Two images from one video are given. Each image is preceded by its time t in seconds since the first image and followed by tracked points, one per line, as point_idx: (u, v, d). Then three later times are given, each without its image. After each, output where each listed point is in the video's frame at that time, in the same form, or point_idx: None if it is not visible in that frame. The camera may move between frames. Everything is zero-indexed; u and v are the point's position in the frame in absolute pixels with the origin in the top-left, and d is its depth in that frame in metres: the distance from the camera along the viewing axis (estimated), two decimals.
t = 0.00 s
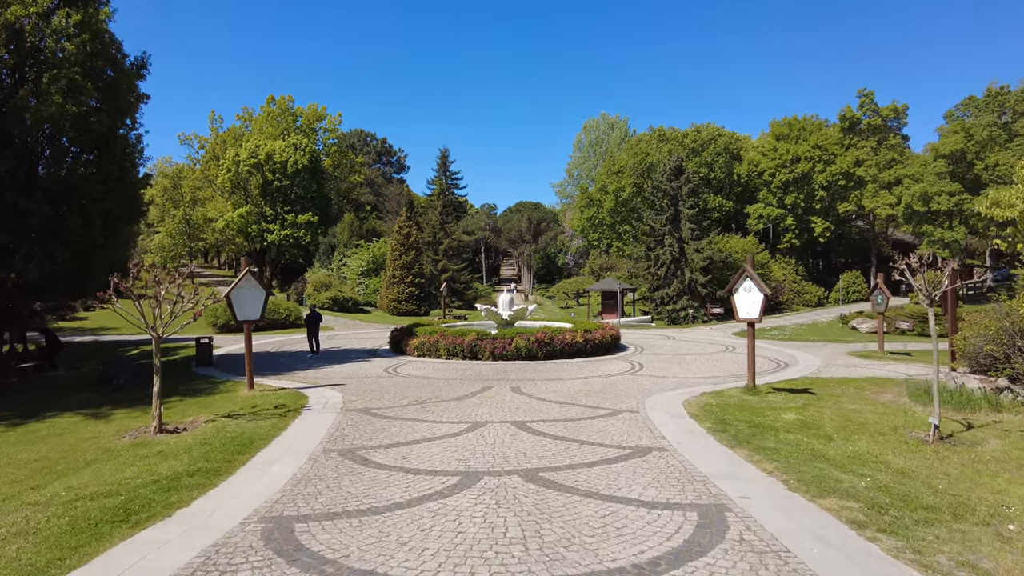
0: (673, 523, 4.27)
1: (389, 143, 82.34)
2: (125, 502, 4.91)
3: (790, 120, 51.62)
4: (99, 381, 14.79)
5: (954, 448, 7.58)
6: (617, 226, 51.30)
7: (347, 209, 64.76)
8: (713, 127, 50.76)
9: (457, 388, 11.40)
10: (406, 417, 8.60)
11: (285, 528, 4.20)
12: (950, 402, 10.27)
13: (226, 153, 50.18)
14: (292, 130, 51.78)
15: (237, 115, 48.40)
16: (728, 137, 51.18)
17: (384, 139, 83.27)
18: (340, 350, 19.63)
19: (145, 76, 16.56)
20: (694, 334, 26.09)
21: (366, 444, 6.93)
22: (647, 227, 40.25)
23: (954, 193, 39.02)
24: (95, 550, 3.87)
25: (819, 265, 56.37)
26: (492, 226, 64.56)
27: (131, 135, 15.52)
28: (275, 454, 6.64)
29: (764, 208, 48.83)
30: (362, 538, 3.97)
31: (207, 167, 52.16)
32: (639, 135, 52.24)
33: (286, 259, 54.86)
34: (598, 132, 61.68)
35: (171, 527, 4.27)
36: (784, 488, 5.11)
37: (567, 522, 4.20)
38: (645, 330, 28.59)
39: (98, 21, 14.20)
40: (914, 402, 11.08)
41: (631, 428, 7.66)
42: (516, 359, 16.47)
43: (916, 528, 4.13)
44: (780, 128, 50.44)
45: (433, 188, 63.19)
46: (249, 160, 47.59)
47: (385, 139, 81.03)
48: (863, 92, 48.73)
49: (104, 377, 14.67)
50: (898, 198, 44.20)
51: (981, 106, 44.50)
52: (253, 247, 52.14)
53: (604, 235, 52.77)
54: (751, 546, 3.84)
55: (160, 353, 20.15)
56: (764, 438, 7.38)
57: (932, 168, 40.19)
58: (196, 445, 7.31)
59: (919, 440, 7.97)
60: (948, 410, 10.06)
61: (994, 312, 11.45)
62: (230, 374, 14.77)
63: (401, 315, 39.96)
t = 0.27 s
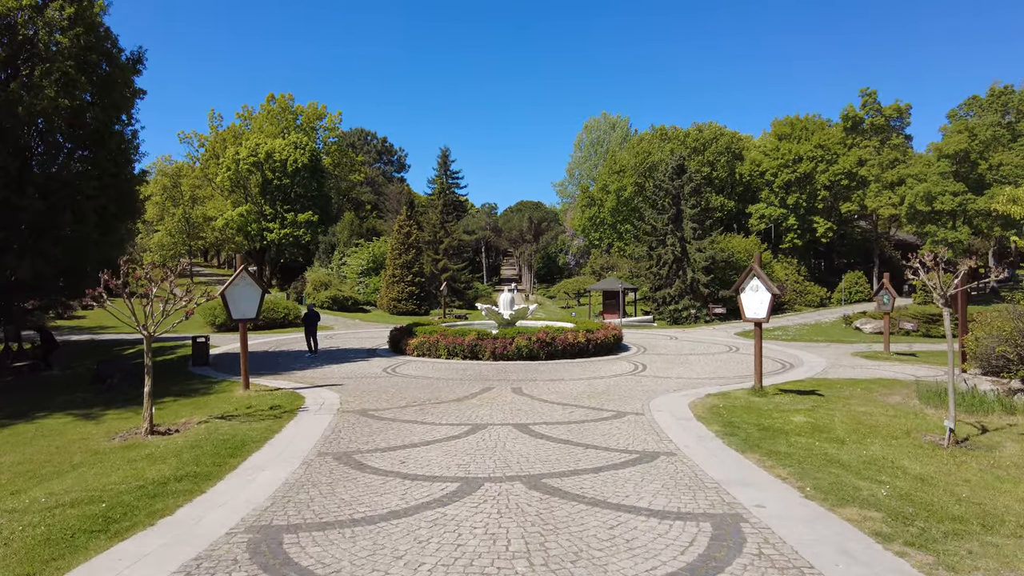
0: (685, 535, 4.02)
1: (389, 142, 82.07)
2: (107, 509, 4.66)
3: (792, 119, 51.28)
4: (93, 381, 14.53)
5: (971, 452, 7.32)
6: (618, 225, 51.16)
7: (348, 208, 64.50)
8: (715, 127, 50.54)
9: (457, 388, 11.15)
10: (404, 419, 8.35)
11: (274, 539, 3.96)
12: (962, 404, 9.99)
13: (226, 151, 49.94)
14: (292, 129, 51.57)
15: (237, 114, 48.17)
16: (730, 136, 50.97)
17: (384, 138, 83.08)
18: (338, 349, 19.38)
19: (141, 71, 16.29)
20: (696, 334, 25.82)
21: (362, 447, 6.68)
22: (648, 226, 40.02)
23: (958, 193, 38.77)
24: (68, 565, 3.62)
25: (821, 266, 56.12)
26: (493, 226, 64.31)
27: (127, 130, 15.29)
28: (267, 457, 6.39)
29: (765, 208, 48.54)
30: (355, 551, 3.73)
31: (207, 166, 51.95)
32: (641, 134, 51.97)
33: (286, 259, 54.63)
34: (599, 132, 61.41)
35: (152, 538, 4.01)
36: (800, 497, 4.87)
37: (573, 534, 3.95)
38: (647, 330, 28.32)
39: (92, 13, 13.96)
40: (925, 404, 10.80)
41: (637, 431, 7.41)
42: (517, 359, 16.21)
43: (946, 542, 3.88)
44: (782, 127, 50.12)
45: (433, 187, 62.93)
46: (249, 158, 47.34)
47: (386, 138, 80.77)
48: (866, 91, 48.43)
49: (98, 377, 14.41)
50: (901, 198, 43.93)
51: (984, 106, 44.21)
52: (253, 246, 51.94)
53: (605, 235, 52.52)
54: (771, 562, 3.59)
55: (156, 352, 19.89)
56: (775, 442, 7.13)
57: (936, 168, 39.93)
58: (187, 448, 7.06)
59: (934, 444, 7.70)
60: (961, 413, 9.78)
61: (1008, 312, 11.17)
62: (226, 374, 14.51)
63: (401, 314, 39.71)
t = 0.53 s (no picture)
0: (695, 548, 3.78)
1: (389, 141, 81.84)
2: (85, 518, 4.43)
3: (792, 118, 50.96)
4: (86, 381, 14.29)
5: (987, 457, 7.06)
6: (619, 224, 50.94)
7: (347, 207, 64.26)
8: (716, 125, 50.29)
9: (456, 389, 10.92)
10: (400, 421, 8.12)
11: (258, 553, 3.73)
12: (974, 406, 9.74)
13: (225, 150, 49.70)
14: (292, 128, 51.34)
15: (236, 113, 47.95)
16: (731, 135, 50.79)
17: (384, 137, 82.87)
18: (336, 349, 19.13)
19: (136, 67, 16.06)
20: (698, 334, 25.55)
21: (357, 451, 6.44)
22: (649, 226, 39.79)
23: (961, 192, 38.50)
24: None
25: (822, 266, 55.89)
26: (493, 225, 64.07)
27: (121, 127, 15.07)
28: (258, 462, 6.17)
29: (767, 208, 48.26)
30: (344, 566, 3.50)
31: (207, 165, 51.74)
32: (642, 133, 51.70)
33: (285, 258, 54.39)
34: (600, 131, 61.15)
35: (128, 552, 3.78)
36: (815, 506, 4.64)
37: (578, 548, 3.71)
38: (648, 330, 28.09)
39: (85, 8, 13.77)
40: (935, 405, 10.54)
41: (641, 435, 7.16)
42: (517, 360, 15.97)
43: (974, 557, 3.63)
44: (784, 126, 49.81)
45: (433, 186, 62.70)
46: (248, 157, 47.07)
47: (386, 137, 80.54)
48: (868, 90, 48.15)
49: (91, 378, 14.16)
50: (903, 197, 43.65)
51: (986, 105, 43.92)
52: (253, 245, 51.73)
53: (605, 234, 52.27)
54: None
55: (152, 352, 19.63)
56: (785, 446, 6.87)
57: (938, 167, 39.67)
58: (174, 451, 6.81)
59: (948, 448, 7.44)
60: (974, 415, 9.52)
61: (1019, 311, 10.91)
62: (221, 374, 14.27)
63: (400, 314, 39.47)
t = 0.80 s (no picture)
0: (708, 559, 3.52)
1: (389, 140, 81.61)
2: (57, 525, 4.15)
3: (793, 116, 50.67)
4: (78, 381, 14.03)
5: (1004, 459, 6.80)
6: (619, 223, 50.69)
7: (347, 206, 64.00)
8: (717, 124, 50.01)
9: (454, 389, 10.65)
10: (396, 422, 7.86)
11: (238, 564, 3.47)
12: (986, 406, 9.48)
13: (223, 149, 49.41)
14: (291, 127, 51.09)
15: (235, 112, 47.70)
16: (732, 134, 50.51)
17: (384, 136, 82.66)
18: (334, 348, 18.87)
19: (129, 62, 15.80)
20: (700, 333, 25.28)
21: (349, 453, 6.18)
22: (650, 224, 39.52)
23: (964, 190, 38.19)
24: None
25: (824, 265, 55.63)
26: (493, 225, 63.80)
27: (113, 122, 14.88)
28: (245, 464, 5.89)
29: (768, 206, 48.01)
30: None
31: (205, 164, 51.46)
32: (642, 132, 51.41)
33: (284, 257, 54.11)
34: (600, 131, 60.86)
35: (97, 565, 3.50)
36: (832, 511, 4.38)
37: (582, 560, 3.46)
38: (649, 329, 27.81)
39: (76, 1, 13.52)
40: (945, 405, 10.28)
41: (645, 437, 6.90)
42: (517, 359, 15.72)
43: (1007, 568, 3.37)
44: (785, 124, 49.49)
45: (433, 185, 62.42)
46: (246, 156, 46.79)
47: (385, 136, 80.28)
48: (870, 88, 47.87)
49: (83, 377, 13.90)
50: (905, 195, 43.36)
51: (989, 102, 43.61)
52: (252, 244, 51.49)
53: (606, 233, 52.00)
54: None
55: (147, 352, 19.37)
56: (795, 447, 6.62)
57: (941, 165, 39.38)
58: (160, 454, 6.54)
59: (963, 449, 7.18)
60: (986, 415, 9.26)
61: None
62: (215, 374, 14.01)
63: (399, 314, 39.21)
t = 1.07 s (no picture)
0: None
1: (389, 140, 81.40)
2: (30, 542, 3.90)
3: (795, 116, 50.40)
4: (72, 383, 13.79)
5: None
6: (620, 223, 50.42)
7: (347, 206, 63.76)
8: (719, 123, 49.75)
9: (454, 392, 10.39)
10: (395, 427, 7.61)
11: None
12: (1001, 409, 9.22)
13: (222, 149, 49.18)
14: (290, 126, 50.86)
15: (234, 111, 47.47)
16: (734, 133, 50.24)
17: (384, 136, 82.46)
18: (332, 349, 18.64)
19: (124, 58, 15.56)
20: (703, 334, 25.03)
21: (345, 461, 5.93)
22: (652, 224, 39.27)
23: (967, 189, 37.90)
24: None
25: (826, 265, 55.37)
26: (493, 224, 63.56)
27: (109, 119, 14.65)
28: (235, 472, 5.64)
29: (770, 206, 47.76)
30: None
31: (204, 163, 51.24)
32: (643, 131, 51.12)
33: (284, 257, 53.90)
34: (601, 130, 60.60)
35: None
36: (854, 525, 4.14)
37: None
38: (652, 330, 27.56)
39: None
40: (958, 408, 10.02)
41: (652, 443, 6.64)
42: (518, 360, 15.48)
43: None
44: (787, 124, 49.15)
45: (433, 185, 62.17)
46: (245, 155, 46.53)
47: (385, 136, 80.07)
48: (872, 87, 47.58)
49: (77, 379, 13.66)
50: (908, 195, 43.08)
51: (992, 101, 43.32)
52: (251, 244, 51.17)
53: (607, 233, 51.74)
54: None
55: (144, 353, 19.15)
56: (808, 453, 6.38)
57: (944, 164, 39.11)
58: (149, 460, 6.29)
59: (981, 455, 6.93)
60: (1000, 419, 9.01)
61: None
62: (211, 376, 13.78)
63: (400, 314, 38.97)
